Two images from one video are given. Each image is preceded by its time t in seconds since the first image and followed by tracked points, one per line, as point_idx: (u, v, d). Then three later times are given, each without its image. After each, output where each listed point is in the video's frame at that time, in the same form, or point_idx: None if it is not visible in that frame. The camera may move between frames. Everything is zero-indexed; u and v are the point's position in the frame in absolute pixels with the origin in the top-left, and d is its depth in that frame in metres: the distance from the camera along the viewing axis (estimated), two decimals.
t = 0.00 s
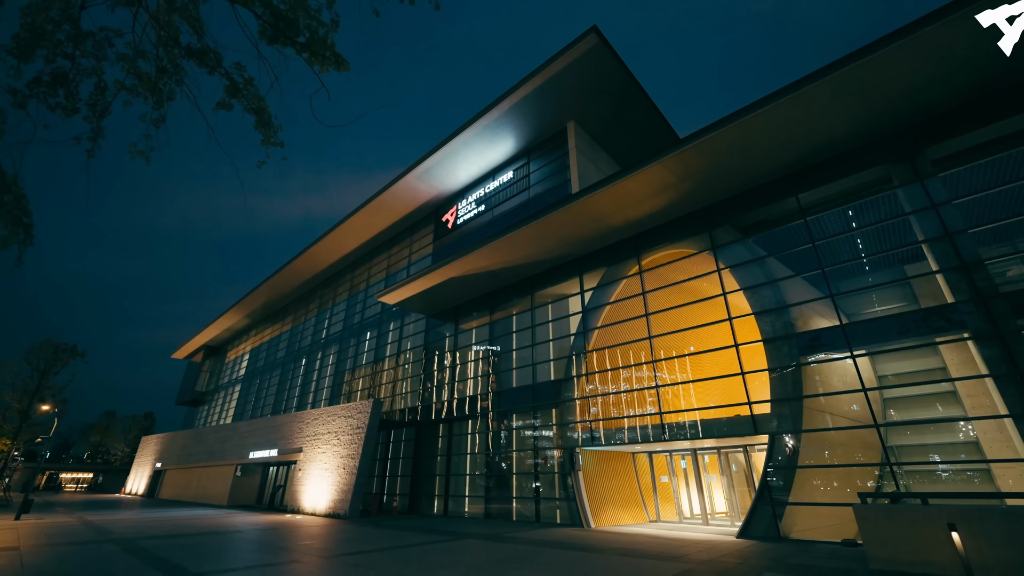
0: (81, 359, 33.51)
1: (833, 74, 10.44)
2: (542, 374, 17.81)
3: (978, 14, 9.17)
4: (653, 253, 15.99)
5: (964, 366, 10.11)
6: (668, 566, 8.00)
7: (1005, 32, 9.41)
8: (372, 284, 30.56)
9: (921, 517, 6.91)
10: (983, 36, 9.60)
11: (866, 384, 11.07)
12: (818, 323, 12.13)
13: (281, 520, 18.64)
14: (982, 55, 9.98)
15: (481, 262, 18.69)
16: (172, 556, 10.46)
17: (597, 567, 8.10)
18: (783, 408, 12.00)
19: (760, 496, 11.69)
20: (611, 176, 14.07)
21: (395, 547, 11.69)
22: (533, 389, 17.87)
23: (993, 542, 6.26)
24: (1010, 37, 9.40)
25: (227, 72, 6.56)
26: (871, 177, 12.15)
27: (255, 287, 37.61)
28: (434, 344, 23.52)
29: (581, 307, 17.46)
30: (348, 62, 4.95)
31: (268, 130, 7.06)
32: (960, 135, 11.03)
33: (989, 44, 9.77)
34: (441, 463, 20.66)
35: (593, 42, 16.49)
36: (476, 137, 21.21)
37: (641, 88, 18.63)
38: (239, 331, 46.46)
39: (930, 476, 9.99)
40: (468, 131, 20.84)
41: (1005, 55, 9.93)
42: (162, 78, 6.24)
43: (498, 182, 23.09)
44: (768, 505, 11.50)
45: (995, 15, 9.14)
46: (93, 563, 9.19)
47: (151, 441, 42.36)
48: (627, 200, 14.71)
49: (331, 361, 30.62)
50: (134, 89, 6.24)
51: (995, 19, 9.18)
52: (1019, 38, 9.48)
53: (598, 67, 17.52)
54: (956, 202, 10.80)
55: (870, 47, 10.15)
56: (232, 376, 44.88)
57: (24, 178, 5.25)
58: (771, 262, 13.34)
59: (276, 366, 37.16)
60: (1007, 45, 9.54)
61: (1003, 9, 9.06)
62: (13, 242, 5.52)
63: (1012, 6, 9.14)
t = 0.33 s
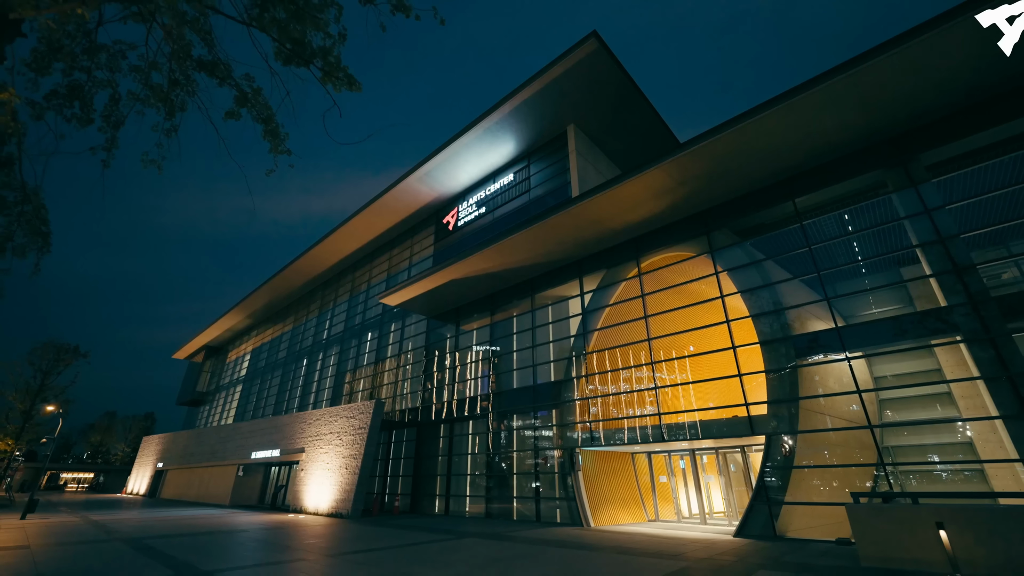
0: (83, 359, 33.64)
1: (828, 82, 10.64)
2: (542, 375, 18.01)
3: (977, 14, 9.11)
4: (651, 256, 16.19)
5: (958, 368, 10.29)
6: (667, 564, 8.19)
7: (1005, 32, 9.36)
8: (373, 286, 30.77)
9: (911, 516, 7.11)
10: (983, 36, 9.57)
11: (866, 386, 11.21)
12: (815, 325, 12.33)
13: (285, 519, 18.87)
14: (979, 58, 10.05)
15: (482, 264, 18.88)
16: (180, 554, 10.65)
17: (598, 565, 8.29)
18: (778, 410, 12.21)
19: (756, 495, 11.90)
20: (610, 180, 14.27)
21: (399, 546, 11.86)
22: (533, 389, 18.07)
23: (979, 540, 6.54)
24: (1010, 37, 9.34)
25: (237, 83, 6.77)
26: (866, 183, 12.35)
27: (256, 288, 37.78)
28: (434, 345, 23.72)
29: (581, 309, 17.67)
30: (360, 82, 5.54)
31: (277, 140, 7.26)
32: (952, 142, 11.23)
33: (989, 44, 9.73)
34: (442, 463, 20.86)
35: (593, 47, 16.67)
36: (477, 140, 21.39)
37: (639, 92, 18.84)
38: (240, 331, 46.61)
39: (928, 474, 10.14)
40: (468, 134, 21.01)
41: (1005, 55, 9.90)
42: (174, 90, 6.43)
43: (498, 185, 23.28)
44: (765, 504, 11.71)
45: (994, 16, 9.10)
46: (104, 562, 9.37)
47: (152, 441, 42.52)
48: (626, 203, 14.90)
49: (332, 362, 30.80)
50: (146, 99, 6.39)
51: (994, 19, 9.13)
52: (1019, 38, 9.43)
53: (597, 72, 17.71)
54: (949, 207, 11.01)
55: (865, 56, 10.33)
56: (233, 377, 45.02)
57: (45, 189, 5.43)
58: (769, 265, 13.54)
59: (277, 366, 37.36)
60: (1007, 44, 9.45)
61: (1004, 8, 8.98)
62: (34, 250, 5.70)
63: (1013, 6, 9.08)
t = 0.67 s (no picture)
0: (85, 359, 33.76)
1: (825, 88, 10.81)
2: (542, 376, 18.20)
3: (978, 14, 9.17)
4: (650, 259, 16.39)
5: (952, 372, 10.42)
6: (664, 562, 8.37)
7: (1005, 32, 9.42)
8: (374, 286, 30.97)
9: (902, 515, 7.28)
10: (983, 37, 9.61)
11: (863, 388, 11.35)
12: (811, 327, 12.50)
13: (287, 519, 19.04)
14: (974, 63, 10.19)
15: (482, 266, 19.07)
16: (186, 552, 10.83)
17: (597, 563, 8.46)
18: (775, 410, 12.41)
19: (752, 496, 12.09)
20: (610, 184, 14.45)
21: (400, 544, 12.02)
22: (533, 390, 18.26)
23: (965, 538, 6.76)
24: (1010, 37, 9.42)
25: (246, 92, 6.94)
26: (861, 187, 12.57)
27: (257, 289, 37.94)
28: (435, 345, 23.91)
29: (580, 311, 17.88)
30: (370, 99, 5.87)
31: (284, 148, 7.44)
32: (946, 148, 11.45)
33: (989, 45, 9.78)
34: (442, 463, 21.05)
35: (593, 52, 16.87)
36: (478, 143, 21.57)
37: (638, 97, 19.05)
38: (241, 331, 46.76)
39: (927, 475, 10.19)
40: (469, 136, 21.19)
41: (1005, 55, 9.94)
42: (185, 100, 6.61)
43: (499, 187, 23.47)
44: (760, 504, 11.91)
45: (994, 16, 9.12)
46: (111, 560, 9.52)
47: (152, 441, 42.63)
48: (625, 207, 15.09)
49: (333, 362, 30.97)
50: (157, 108, 6.57)
51: (994, 19, 9.16)
52: (1019, 38, 9.51)
53: (597, 76, 17.90)
54: (941, 212, 11.23)
55: (861, 63, 10.51)
56: (233, 377, 45.14)
57: (63, 198, 5.62)
58: (765, 268, 13.76)
59: (277, 366, 37.52)
60: (1007, 45, 9.56)
61: (1004, 9, 9.00)
62: (50, 256, 5.88)
63: (1012, 6, 9.13)
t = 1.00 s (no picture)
0: (85, 359, 33.85)
1: (817, 97, 11.02)
2: (541, 377, 18.39)
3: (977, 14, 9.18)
4: (648, 262, 16.58)
5: (945, 373, 10.60)
6: (659, 560, 8.57)
7: (1006, 32, 9.38)
8: (373, 287, 31.14)
9: (889, 514, 7.48)
10: (983, 37, 9.56)
11: (858, 390, 11.52)
12: (806, 329, 12.70)
13: (288, 519, 19.18)
14: (966, 71, 10.36)
15: (482, 268, 19.25)
16: (190, 551, 10.99)
17: (593, 562, 8.64)
18: (769, 412, 12.62)
19: (746, 496, 12.29)
20: (608, 188, 14.65)
21: (401, 543, 12.18)
22: (531, 391, 18.44)
23: (951, 536, 6.96)
24: (1010, 37, 9.37)
25: (251, 101, 7.09)
26: (855, 193, 12.77)
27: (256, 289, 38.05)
28: (435, 346, 24.09)
29: (578, 313, 18.07)
30: (375, 114, 6.07)
31: (288, 155, 7.58)
32: (937, 155, 11.67)
33: (989, 45, 9.75)
34: (442, 463, 21.22)
35: (591, 57, 17.04)
36: (477, 145, 21.75)
37: (636, 101, 19.22)
38: (241, 332, 46.85)
39: (924, 475, 10.32)
40: (468, 139, 21.35)
41: (1004, 55, 9.95)
42: (192, 110, 6.74)
43: (498, 189, 23.63)
44: (755, 504, 12.10)
45: (995, 15, 9.08)
46: (119, 559, 9.69)
47: (152, 441, 42.74)
48: (622, 211, 15.28)
49: (333, 363, 31.12)
50: (166, 118, 6.72)
51: (994, 19, 9.12)
52: (1019, 38, 9.48)
53: (596, 80, 18.08)
54: (933, 218, 11.44)
55: (853, 72, 10.71)
56: (233, 377, 45.24)
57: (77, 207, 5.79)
58: (761, 272, 13.96)
59: (277, 367, 37.64)
60: (1007, 44, 9.52)
61: (1005, 8, 8.93)
62: (61, 262, 6.03)
63: (1012, 7, 9.12)
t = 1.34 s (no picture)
0: (83, 359, 33.83)
1: (809, 106, 11.26)
2: (538, 378, 18.60)
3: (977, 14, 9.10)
4: (643, 265, 16.82)
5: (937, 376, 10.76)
6: (651, 558, 8.79)
7: (1006, 31, 9.21)
8: (372, 288, 31.29)
9: (874, 514, 7.70)
10: (983, 36, 9.45)
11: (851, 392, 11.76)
12: (798, 332, 12.92)
13: (286, 518, 19.31)
14: (954, 81, 10.58)
15: (480, 271, 19.45)
16: (192, 550, 11.13)
17: (588, 560, 8.83)
18: (761, 414, 12.86)
19: (739, 496, 12.52)
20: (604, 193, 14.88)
21: (399, 542, 12.36)
22: (529, 392, 18.65)
23: (933, 535, 7.20)
24: (1010, 37, 9.23)
25: (255, 110, 7.25)
26: (847, 199, 13.03)
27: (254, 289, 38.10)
28: (433, 347, 24.26)
29: (575, 315, 18.29)
30: (378, 130, 6.41)
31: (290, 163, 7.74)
32: (925, 163, 11.94)
33: (989, 44, 9.67)
34: (440, 464, 21.40)
35: (588, 62, 17.24)
36: (475, 149, 21.93)
37: (633, 105, 19.44)
38: (239, 332, 46.87)
39: (917, 476, 10.52)
40: (467, 143, 21.53)
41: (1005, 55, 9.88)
42: (197, 120, 6.88)
43: (496, 192, 23.82)
44: (747, 504, 12.32)
45: (995, 15, 8.97)
46: (121, 557, 9.82)
47: (150, 441, 42.73)
48: (619, 215, 15.50)
49: (331, 363, 31.25)
50: (172, 127, 6.87)
51: (994, 19, 9.01)
52: (1020, 37, 9.34)
53: (593, 85, 18.28)
54: (922, 225, 11.72)
55: (845, 82, 10.92)
56: (231, 377, 45.28)
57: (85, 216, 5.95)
58: (755, 276, 14.17)
59: (276, 367, 37.72)
60: (1007, 44, 9.40)
61: (1005, 9, 8.77)
62: (70, 268, 6.17)
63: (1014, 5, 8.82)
